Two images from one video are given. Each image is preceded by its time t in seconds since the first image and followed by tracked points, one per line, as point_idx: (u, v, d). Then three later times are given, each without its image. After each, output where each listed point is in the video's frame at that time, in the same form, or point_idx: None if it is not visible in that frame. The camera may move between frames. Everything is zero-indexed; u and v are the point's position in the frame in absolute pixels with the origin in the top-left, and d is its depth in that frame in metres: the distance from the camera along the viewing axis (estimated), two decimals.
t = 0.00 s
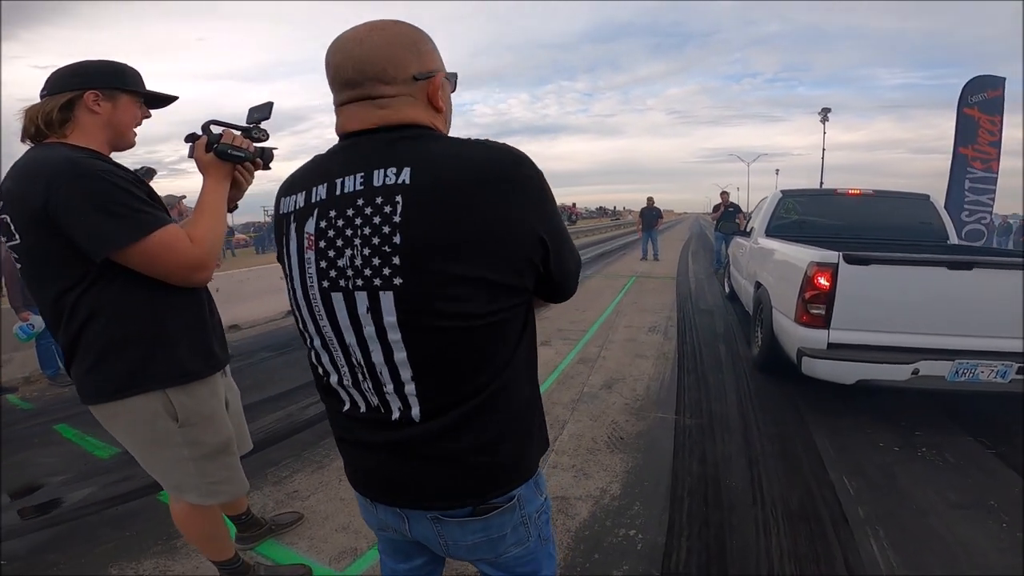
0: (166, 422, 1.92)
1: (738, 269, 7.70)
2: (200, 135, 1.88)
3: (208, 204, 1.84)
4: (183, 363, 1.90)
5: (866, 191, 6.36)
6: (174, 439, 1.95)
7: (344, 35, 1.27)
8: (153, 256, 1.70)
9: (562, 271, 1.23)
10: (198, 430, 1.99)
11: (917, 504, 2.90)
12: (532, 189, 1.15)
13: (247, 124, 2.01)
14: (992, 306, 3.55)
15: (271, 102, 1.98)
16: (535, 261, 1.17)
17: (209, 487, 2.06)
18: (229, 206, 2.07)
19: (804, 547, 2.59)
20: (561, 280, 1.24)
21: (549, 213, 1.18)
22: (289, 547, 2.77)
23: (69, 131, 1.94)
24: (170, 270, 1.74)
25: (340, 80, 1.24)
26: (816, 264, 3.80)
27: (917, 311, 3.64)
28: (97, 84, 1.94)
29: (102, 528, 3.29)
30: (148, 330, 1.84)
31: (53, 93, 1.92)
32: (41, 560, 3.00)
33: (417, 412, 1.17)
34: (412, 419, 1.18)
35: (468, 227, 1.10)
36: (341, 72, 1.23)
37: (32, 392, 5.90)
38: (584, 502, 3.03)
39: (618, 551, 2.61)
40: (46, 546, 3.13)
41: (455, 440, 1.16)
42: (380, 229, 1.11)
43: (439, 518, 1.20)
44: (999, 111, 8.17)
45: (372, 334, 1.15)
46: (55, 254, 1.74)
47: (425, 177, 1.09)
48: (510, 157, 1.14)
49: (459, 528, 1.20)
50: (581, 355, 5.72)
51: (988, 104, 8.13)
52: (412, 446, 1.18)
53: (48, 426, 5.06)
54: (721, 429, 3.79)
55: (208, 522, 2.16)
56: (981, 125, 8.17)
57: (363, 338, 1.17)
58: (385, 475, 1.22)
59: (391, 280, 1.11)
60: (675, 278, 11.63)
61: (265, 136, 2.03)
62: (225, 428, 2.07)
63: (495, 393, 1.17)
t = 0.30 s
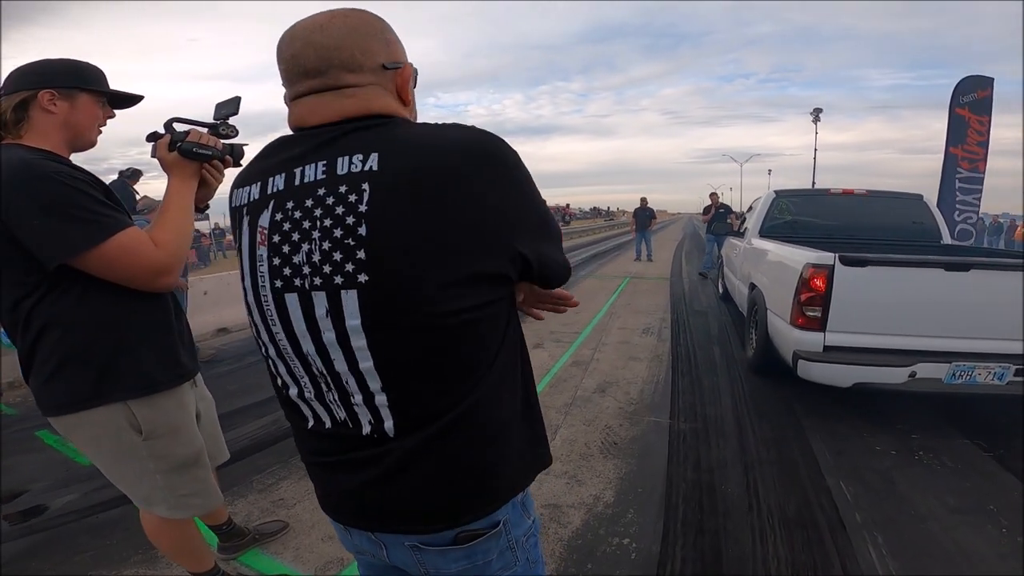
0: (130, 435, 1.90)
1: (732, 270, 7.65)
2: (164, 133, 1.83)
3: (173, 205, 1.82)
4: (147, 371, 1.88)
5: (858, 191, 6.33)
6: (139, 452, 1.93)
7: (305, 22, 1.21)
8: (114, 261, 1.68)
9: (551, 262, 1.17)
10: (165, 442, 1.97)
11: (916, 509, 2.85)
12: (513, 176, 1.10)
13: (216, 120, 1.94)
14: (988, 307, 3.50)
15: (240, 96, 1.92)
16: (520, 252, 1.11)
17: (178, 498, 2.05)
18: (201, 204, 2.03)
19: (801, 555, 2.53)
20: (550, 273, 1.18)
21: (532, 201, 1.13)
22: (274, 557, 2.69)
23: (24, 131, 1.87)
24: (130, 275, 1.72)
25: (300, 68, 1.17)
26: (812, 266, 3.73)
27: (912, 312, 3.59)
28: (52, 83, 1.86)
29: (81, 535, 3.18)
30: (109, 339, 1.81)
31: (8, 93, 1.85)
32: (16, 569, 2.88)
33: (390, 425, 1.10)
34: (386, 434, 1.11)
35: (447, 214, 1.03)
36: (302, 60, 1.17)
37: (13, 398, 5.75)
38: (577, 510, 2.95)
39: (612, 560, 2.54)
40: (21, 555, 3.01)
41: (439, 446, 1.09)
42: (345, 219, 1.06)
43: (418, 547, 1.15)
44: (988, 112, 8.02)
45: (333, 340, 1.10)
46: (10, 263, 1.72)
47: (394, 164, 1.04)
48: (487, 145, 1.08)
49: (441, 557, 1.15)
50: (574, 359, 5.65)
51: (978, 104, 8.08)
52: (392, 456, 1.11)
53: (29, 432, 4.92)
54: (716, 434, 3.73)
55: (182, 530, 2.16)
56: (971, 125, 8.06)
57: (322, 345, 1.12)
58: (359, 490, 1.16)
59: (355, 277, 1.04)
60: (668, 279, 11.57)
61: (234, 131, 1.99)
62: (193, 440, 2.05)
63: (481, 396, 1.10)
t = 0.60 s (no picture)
0: (104, 439, 1.89)
1: (724, 270, 7.66)
2: (143, 133, 1.79)
3: (150, 208, 1.79)
4: (122, 374, 1.87)
5: (849, 191, 6.34)
6: (113, 456, 1.92)
7: (299, 8, 1.17)
8: (88, 263, 1.69)
9: (526, 271, 1.12)
10: (140, 447, 1.95)
11: (907, 510, 2.85)
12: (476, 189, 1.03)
13: (195, 121, 1.91)
14: (976, 306, 3.51)
15: (220, 97, 1.90)
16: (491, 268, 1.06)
17: (156, 503, 2.02)
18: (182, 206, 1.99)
19: (792, 559, 2.52)
20: (528, 280, 1.13)
21: (501, 210, 1.06)
22: (261, 560, 2.65)
23: None
24: (103, 276, 1.72)
25: (295, 54, 1.14)
26: (802, 266, 3.73)
27: (899, 311, 3.60)
28: (27, 83, 1.83)
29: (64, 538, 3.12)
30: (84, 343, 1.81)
31: None
32: None
33: (364, 443, 1.09)
34: (360, 450, 1.10)
35: (404, 240, 0.99)
36: (299, 47, 1.13)
37: None
38: (567, 513, 2.93)
39: (603, 563, 2.52)
40: (3, 558, 2.95)
41: (410, 470, 1.09)
42: (294, 247, 1.03)
43: (396, 554, 1.14)
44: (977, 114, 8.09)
45: (299, 365, 1.09)
46: None
47: (341, 188, 1.00)
48: (442, 158, 1.02)
49: (420, 564, 1.13)
50: (566, 359, 5.63)
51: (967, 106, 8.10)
52: (362, 479, 1.11)
53: (13, 435, 4.84)
54: (708, 435, 3.72)
55: (163, 536, 2.13)
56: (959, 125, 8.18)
57: (291, 370, 1.10)
58: (334, 516, 1.16)
59: (313, 308, 1.03)
60: (662, 280, 11.57)
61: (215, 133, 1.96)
62: (171, 445, 2.04)
63: (451, 417, 1.09)
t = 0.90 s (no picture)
0: (93, 438, 1.89)
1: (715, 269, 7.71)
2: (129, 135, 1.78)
3: (135, 210, 1.80)
4: (110, 372, 1.87)
5: (836, 190, 6.37)
6: (101, 455, 1.92)
7: (262, 13, 1.18)
8: (73, 265, 1.70)
9: (497, 272, 1.13)
10: (128, 445, 1.96)
11: (892, 509, 2.88)
12: (443, 195, 1.04)
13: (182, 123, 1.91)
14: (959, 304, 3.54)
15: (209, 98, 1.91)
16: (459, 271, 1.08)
17: (144, 502, 2.02)
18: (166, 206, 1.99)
19: (778, 557, 2.54)
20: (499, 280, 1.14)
21: (469, 214, 1.07)
22: (250, 558, 2.65)
23: None
24: (92, 278, 1.74)
25: (259, 59, 1.15)
26: (786, 264, 3.78)
27: (882, 309, 3.64)
28: None
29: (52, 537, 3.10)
30: (69, 342, 1.81)
31: None
32: None
33: (339, 441, 1.12)
34: (336, 448, 1.12)
35: (373, 247, 1.00)
36: (263, 51, 1.15)
37: None
38: (556, 511, 2.95)
39: (590, 561, 2.54)
40: None
41: (387, 473, 1.11)
42: (260, 254, 1.04)
43: (374, 548, 1.16)
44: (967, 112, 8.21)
45: (271, 367, 1.10)
46: None
47: (305, 195, 1.01)
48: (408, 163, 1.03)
49: (397, 558, 1.16)
50: (557, 358, 5.65)
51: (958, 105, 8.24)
52: (337, 477, 1.13)
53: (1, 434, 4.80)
54: (697, 434, 3.74)
55: (152, 533, 2.14)
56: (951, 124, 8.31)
57: (264, 372, 1.12)
58: (312, 513, 1.18)
59: (281, 313, 1.05)
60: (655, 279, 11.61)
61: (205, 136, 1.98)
62: (159, 443, 2.04)
63: (424, 419, 1.11)
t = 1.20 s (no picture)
0: (83, 430, 1.90)
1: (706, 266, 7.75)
2: (123, 132, 1.82)
3: (124, 208, 1.82)
4: (98, 367, 1.88)
5: (824, 186, 6.46)
6: (92, 447, 1.93)
7: (227, 22, 1.23)
8: (64, 259, 1.70)
9: (475, 265, 1.16)
10: (118, 438, 1.96)
11: (878, 502, 2.91)
12: (423, 187, 1.07)
13: (175, 121, 1.92)
14: (942, 297, 3.60)
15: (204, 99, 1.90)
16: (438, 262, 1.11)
17: (134, 495, 2.03)
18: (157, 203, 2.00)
19: (768, 549, 2.57)
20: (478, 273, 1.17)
21: (449, 207, 1.09)
22: (242, 553, 2.66)
23: None
24: (85, 272, 1.74)
25: (225, 65, 1.18)
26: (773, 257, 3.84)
27: (864, 302, 3.70)
28: None
29: (43, 534, 3.09)
30: (58, 335, 1.81)
31: None
32: None
33: (318, 426, 1.14)
34: (316, 433, 1.14)
35: (354, 233, 1.02)
36: (227, 56, 1.18)
37: None
38: (547, 505, 2.97)
39: (581, 554, 2.56)
40: None
41: (366, 457, 1.13)
42: (239, 236, 1.06)
43: (359, 535, 1.19)
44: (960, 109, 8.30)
45: (251, 348, 1.12)
46: None
47: (284, 179, 1.04)
48: (385, 152, 1.06)
49: (383, 544, 1.19)
50: (550, 354, 5.67)
51: (950, 103, 8.31)
52: (317, 459, 1.15)
53: None
54: (688, 428, 3.77)
55: (143, 526, 2.14)
56: (942, 122, 8.38)
57: (243, 353, 1.13)
58: (294, 497, 1.20)
59: (259, 292, 1.06)
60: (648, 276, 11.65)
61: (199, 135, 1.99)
62: (149, 437, 2.05)
63: (402, 405, 1.13)
